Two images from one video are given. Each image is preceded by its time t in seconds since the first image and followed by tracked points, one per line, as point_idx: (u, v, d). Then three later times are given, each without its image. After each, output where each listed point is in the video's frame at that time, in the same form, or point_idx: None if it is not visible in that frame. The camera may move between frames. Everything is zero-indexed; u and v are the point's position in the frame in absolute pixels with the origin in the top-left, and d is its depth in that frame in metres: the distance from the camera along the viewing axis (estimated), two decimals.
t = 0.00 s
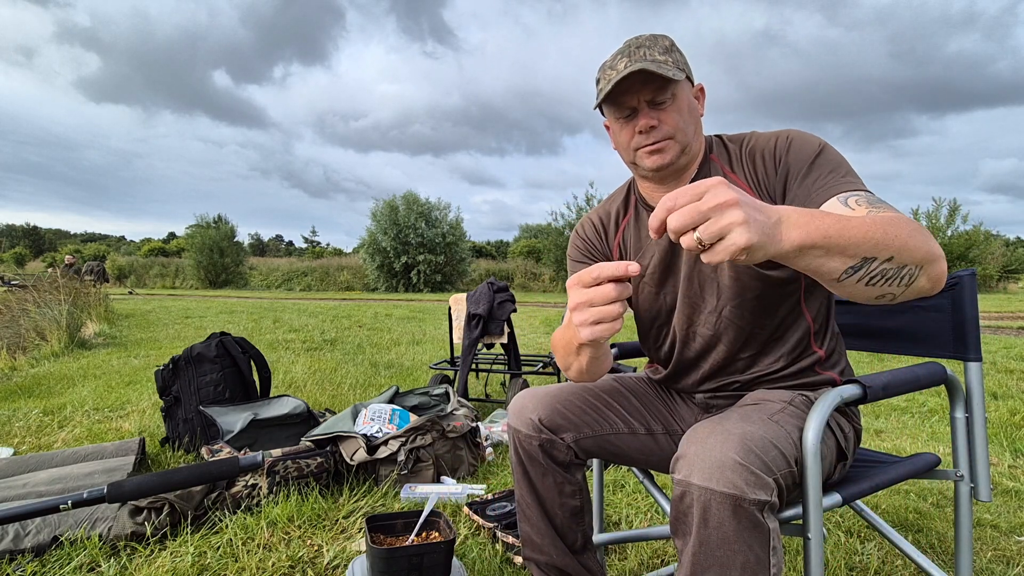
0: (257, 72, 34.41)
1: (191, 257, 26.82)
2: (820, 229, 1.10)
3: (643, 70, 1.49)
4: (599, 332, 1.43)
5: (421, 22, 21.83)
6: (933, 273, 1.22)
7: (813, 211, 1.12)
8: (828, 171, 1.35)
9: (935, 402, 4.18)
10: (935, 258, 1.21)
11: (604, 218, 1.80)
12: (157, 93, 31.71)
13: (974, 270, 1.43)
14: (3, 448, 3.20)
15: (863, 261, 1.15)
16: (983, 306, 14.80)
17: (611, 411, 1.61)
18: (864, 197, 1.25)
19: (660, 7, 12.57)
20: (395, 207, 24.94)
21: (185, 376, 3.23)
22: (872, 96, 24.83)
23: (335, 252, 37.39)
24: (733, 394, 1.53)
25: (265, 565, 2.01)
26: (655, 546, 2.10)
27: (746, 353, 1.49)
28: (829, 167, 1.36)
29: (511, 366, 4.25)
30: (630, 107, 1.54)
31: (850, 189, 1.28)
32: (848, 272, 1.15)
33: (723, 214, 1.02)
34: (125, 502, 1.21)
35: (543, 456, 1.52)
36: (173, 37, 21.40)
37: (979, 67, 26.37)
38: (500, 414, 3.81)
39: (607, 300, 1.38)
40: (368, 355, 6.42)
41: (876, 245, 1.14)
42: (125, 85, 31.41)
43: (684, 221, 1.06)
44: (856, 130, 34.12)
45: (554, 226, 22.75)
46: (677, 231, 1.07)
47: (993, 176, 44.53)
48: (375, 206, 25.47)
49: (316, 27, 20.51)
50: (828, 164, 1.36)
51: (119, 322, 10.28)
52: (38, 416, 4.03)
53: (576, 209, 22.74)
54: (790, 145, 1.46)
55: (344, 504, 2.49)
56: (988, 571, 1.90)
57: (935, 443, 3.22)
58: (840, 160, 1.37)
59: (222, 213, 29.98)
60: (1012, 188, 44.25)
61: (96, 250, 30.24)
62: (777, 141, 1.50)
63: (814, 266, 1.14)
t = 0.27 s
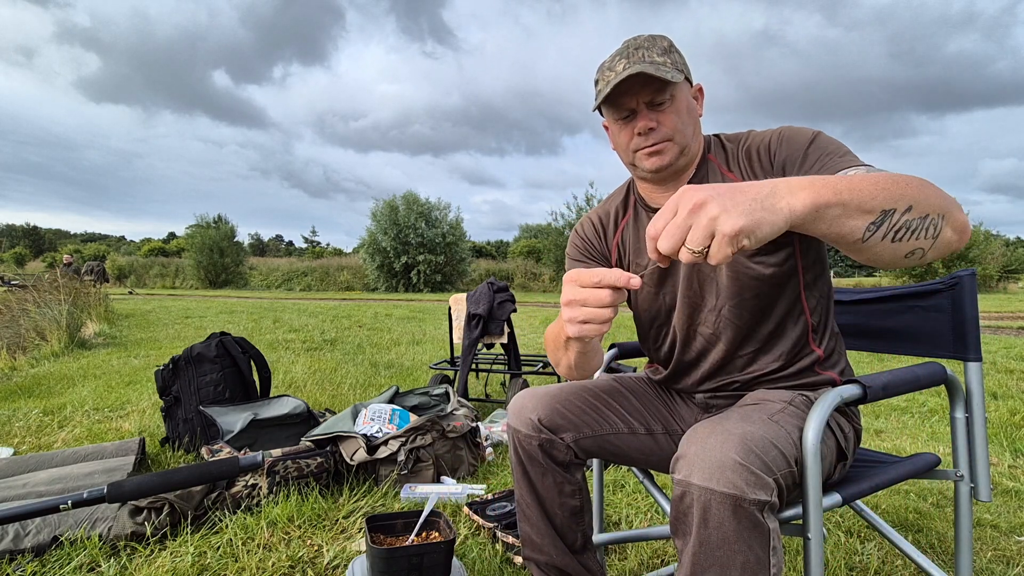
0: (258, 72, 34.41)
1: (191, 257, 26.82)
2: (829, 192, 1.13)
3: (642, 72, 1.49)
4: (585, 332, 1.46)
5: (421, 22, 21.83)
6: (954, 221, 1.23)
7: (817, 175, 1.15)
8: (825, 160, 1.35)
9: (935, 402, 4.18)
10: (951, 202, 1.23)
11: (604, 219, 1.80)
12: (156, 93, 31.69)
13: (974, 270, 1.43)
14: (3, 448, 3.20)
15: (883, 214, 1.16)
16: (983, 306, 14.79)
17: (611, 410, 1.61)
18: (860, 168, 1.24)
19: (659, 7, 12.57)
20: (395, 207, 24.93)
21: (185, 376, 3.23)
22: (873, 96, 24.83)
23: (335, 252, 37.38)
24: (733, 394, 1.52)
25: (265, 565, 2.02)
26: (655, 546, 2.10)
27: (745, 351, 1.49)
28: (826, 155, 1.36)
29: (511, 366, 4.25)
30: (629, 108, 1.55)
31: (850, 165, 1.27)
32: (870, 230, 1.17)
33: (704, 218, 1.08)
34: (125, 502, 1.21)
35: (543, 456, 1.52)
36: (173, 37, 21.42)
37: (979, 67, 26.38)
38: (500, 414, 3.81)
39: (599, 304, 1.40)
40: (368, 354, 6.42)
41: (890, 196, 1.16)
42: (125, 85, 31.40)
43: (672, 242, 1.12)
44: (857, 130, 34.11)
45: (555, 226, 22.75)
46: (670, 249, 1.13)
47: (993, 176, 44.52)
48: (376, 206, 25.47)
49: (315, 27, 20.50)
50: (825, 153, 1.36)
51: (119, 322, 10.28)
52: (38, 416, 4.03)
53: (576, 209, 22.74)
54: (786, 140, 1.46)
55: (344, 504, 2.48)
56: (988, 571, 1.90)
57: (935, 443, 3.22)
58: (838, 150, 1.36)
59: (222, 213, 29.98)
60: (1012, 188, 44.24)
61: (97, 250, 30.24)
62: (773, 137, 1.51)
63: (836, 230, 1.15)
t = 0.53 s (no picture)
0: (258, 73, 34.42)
1: (191, 258, 26.80)
2: (838, 258, 1.09)
3: (639, 73, 1.49)
4: (585, 340, 1.44)
5: (420, 22, 21.87)
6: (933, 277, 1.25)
7: (832, 231, 1.10)
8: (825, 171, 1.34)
9: (935, 402, 4.18)
10: (935, 266, 1.22)
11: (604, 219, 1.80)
12: (156, 93, 31.69)
13: (974, 270, 1.43)
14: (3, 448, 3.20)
15: (873, 279, 1.15)
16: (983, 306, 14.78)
17: (611, 410, 1.61)
18: (860, 199, 1.24)
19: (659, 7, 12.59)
20: (395, 207, 24.93)
21: (185, 376, 3.23)
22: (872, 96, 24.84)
23: (335, 252, 37.38)
24: (732, 395, 1.53)
25: (265, 566, 2.01)
26: (656, 546, 2.10)
27: (744, 354, 1.49)
28: (826, 170, 1.35)
29: (511, 366, 4.26)
30: (627, 109, 1.55)
31: (847, 191, 1.27)
32: (857, 289, 1.16)
33: (753, 271, 1.02)
34: (125, 502, 1.21)
35: (543, 456, 1.52)
36: (172, 37, 21.42)
37: (978, 67, 26.40)
38: (500, 414, 3.81)
39: (594, 311, 1.39)
40: (367, 355, 6.42)
41: (885, 264, 1.13)
42: (125, 85, 31.40)
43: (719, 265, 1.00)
44: (856, 130, 34.13)
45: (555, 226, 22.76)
46: (711, 272, 1.01)
47: (992, 176, 44.54)
48: (376, 206, 25.46)
49: (315, 27, 20.50)
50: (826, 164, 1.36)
51: (119, 322, 10.27)
52: (38, 416, 4.03)
53: (576, 209, 22.74)
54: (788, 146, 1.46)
55: (344, 504, 2.49)
56: (988, 571, 1.90)
57: (935, 443, 3.22)
58: (837, 159, 1.36)
59: (222, 213, 29.97)
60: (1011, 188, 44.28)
61: (96, 250, 30.22)
62: (773, 142, 1.50)
63: (826, 286, 1.14)
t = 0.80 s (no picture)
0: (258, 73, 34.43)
1: (191, 258, 26.80)
2: (808, 285, 1.10)
3: (641, 72, 1.49)
4: (588, 342, 1.43)
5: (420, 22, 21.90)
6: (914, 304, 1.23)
7: (807, 258, 1.11)
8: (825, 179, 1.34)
9: (935, 402, 4.18)
10: (913, 295, 1.20)
11: (604, 219, 1.80)
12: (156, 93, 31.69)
13: (974, 270, 1.43)
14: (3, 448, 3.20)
15: (841, 306, 1.14)
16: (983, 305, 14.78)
17: (610, 410, 1.61)
18: (858, 219, 1.25)
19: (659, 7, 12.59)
20: (395, 207, 24.92)
21: (185, 376, 3.23)
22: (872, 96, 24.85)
23: (336, 252, 37.38)
24: (732, 395, 1.53)
25: (265, 565, 2.02)
26: (656, 546, 2.10)
27: (743, 356, 1.49)
28: (824, 179, 1.35)
29: (511, 366, 4.26)
30: (629, 109, 1.55)
31: (844, 209, 1.28)
32: (825, 314, 1.17)
33: (731, 289, 1.03)
34: (125, 502, 1.21)
35: (542, 456, 1.52)
36: (172, 37, 21.42)
37: (977, 67, 26.42)
38: (499, 415, 3.81)
39: (595, 312, 1.39)
40: (367, 355, 6.42)
41: (858, 293, 1.13)
42: (125, 85, 31.42)
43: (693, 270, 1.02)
44: (856, 130, 34.15)
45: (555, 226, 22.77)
46: (685, 277, 1.04)
47: (992, 176, 44.57)
48: (376, 206, 25.46)
49: (315, 28, 20.51)
50: (826, 172, 1.36)
51: (119, 322, 10.27)
52: (38, 416, 4.03)
53: (576, 209, 22.74)
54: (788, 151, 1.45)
55: (344, 504, 2.49)
56: (988, 571, 1.90)
57: (935, 443, 3.22)
58: (839, 167, 1.37)
59: (222, 213, 29.97)
60: (1011, 188, 44.31)
61: (97, 250, 30.21)
62: (774, 144, 1.50)
63: (794, 308, 1.16)
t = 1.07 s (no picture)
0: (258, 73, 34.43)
1: (191, 258, 26.81)
2: (816, 259, 1.10)
3: (643, 72, 1.48)
4: (586, 345, 1.44)
5: (419, 23, 21.93)
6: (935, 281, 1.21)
7: (809, 235, 1.12)
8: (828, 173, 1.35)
9: (935, 402, 4.19)
10: (932, 273, 1.19)
11: (604, 217, 1.80)
12: (156, 94, 31.69)
13: (974, 270, 1.43)
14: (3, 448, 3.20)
15: (859, 283, 1.15)
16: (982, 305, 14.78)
17: (611, 410, 1.61)
18: (864, 203, 1.25)
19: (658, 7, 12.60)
20: (395, 207, 24.93)
21: (185, 376, 3.23)
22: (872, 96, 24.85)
23: (336, 252, 37.38)
24: (733, 395, 1.53)
25: (265, 565, 2.02)
26: (655, 546, 2.10)
27: (743, 354, 1.50)
28: (828, 171, 1.35)
29: (511, 366, 4.26)
30: (631, 108, 1.55)
31: (850, 196, 1.27)
32: (845, 294, 1.15)
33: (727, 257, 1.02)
34: (125, 501, 1.21)
35: (542, 455, 1.52)
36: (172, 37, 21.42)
37: (977, 67, 26.42)
38: (500, 414, 3.81)
39: (596, 317, 1.40)
40: (367, 354, 6.42)
41: (870, 268, 1.13)
42: (125, 85, 31.41)
43: (680, 258, 1.07)
44: (856, 130, 34.15)
45: (555, 226, 22.77)
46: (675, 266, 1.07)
47: (992, 176, 44.58)
48: (376, 206, 25.47)
49: (314, 28, 20.50)
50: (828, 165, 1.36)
51: (119, 322, 10.28)
52: (38, 416, 4.03)
53: (576, 209, 22.76)
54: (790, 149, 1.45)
55: (344, 504, 2.49)
56: (988, 571, 1.90)
57: (935, 443, 3.22)
58: (840, 161, 1.37)
59: (222, 213, 29.97)
60: (1011, 188, 44.31)
61: (97, 250, 30.21)
62: (776, 142, 1.50)
63: (810, 291, 1.14)
